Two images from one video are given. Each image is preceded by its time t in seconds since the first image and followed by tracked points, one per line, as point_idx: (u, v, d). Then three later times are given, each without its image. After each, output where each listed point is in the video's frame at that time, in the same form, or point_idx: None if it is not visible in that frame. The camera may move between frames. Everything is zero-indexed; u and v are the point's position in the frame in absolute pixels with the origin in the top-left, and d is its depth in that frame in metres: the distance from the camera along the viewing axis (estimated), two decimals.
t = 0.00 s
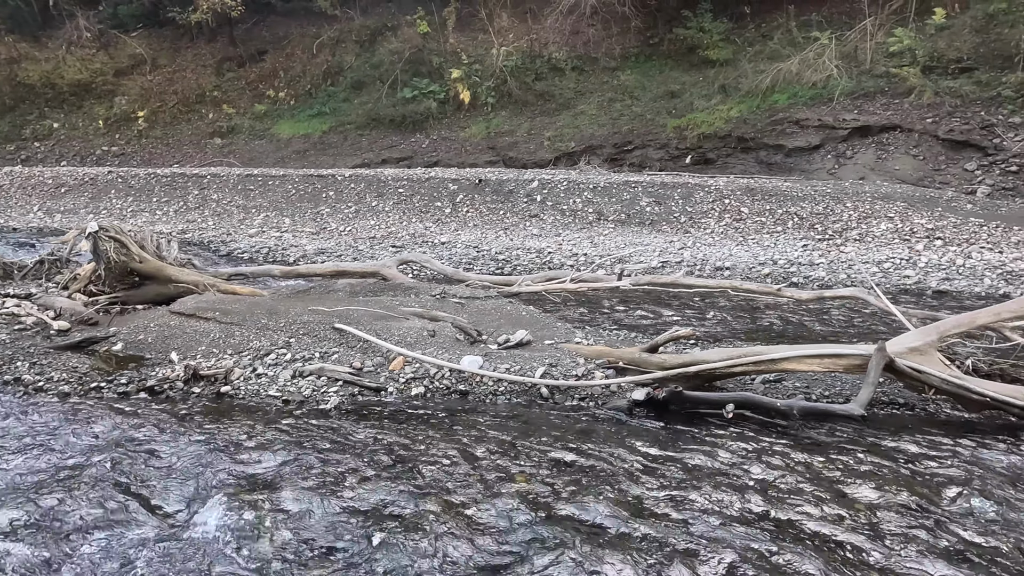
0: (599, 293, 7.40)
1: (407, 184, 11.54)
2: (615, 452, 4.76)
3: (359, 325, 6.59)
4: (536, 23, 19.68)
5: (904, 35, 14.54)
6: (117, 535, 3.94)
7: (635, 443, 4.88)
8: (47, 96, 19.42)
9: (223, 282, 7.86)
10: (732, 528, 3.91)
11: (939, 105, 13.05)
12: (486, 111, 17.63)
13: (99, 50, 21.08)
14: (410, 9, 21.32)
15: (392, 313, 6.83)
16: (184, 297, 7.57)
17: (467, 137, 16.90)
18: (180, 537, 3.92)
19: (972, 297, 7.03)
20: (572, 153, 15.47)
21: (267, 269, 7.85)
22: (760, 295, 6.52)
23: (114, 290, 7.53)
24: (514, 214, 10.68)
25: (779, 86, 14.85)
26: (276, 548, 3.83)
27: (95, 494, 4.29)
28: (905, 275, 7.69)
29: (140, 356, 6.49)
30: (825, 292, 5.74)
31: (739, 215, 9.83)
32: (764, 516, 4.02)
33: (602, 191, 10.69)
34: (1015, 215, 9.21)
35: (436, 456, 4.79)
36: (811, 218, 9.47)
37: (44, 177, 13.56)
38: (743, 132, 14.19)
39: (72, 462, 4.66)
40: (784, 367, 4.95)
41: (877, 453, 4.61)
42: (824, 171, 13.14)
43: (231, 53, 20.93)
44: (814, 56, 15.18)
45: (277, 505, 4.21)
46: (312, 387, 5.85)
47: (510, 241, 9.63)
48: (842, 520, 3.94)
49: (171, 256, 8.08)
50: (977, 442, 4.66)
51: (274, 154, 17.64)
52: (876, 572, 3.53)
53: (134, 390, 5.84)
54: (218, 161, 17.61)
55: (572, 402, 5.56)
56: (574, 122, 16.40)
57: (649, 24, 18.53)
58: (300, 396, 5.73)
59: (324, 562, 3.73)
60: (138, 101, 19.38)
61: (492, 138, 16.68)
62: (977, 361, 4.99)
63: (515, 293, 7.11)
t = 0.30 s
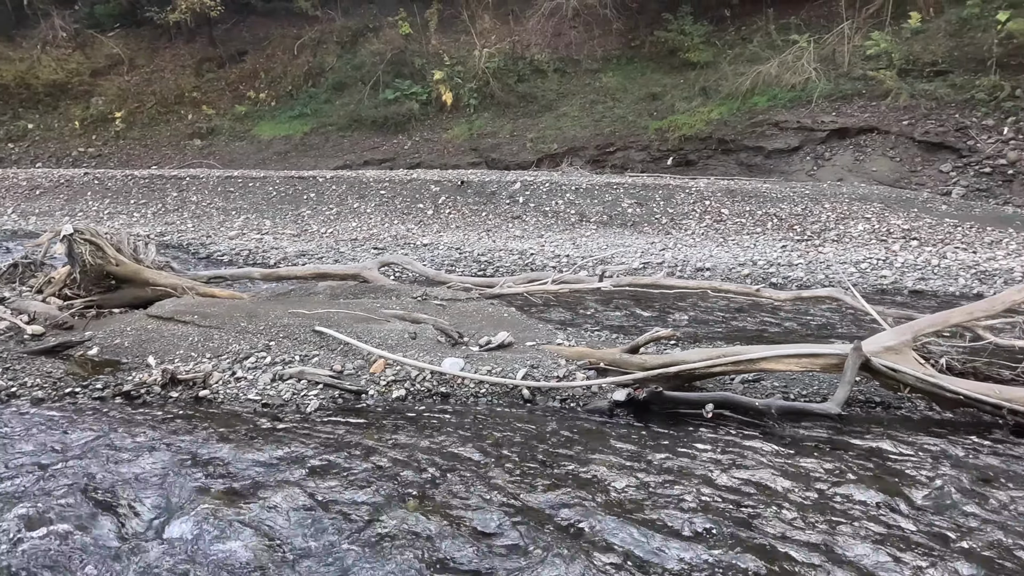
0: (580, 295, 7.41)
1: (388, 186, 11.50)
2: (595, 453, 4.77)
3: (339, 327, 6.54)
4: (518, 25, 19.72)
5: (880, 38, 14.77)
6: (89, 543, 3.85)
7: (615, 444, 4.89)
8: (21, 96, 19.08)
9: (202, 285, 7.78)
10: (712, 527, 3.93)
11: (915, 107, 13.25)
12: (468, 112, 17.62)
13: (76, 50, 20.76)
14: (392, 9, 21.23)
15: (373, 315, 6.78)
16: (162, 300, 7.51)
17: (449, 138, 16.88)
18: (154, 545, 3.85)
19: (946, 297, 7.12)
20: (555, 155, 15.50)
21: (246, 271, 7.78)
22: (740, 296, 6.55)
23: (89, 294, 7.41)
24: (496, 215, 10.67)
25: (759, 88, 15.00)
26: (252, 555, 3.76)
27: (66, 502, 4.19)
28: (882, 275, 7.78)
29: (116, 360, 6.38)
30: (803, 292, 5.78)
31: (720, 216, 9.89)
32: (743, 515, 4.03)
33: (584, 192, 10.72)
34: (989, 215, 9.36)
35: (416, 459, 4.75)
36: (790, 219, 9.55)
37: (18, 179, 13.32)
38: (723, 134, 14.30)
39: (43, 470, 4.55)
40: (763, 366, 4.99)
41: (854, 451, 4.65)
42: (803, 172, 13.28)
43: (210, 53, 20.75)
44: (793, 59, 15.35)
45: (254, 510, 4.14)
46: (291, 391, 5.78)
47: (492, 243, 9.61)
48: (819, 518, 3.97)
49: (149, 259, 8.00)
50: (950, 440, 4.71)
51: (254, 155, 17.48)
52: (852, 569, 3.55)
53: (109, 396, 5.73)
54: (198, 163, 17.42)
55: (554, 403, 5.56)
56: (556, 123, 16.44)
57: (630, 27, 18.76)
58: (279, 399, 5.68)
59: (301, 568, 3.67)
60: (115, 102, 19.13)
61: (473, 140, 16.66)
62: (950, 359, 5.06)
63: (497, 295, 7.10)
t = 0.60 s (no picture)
0: (556, 296, 7.42)
1: (364, 188, 11.43)
2: (571, 453, 4.77)
3: (314, 330, 6.47)
4: (495, 27, 19.75)
5: (851, 42, 14.99)
6: (56, 552, 3.77)
7: (590, 444, 4.89)
8: None
9: (174, 288, 7.64)
10: (685, 525, 3.94)
11: (884, 110, 13.51)
12: (445, 114, 17.61)
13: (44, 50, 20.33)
14: (368, 10, 21.14)
15: (349, 318, 6.71)
16: (132, 305, 7.33)
17: (426, 140, 16.85)
18: (123, 553, 3.76)
19: (914, 296, 7.25)
20: (532, 156, 15.55)
21: (219, 275, 7.66)
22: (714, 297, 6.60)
23: (56, 299, 7.27)
24: (473, 217, 10.66)
25: (733, 91, 15.19)
26: (224, 561, 3.70)
27: (31, 512, 4.09)
28: (853, 275, 7.89)
29: (85, 366, 6.24)
30: (775, 291, 5.84)
31: (695, 217, 9.97)
32: (716, 512, 4.05)
33: (560, 194, 10.76)
34: (955, 215, 9.56)
35: (391, 462, 4.70)
36: (763, 220, 9.67)
37: None
38: (698, 136, 14.43)
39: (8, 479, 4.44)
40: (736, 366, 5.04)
41: (825, 448, 4.70)
42: (777, 174, 13.45)
43: (183, 53, 20.49)
44: (766, 62, 15.58)
45: (225, 516, 4.07)
46: (266, 395, 5.70)
47: (469, 245, 9.59)
48: (791, 514, 4.01)
49: (119, 262, 7.84)
50: (919, 436, 4.79)
51: (228, 157, 17.28)
52: (823, 563, 3.59)
53: (78, 402, 5.60)
54: (170, 164, 17.16)
55: (530, 404, 5.56)
56: (534, 125, 16.48)
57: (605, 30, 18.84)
58: (253, 403, 5.59)
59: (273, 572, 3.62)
60: (85, 102, 18.79)
61: (450, 141, 16.62)
62: (918, 357, 5.17)
63: (473, 297, 7.07)
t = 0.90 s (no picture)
0: (521, 298, 7.42)
1: (328, 191, 11.32)
2: (535, 455, 4.77)
3: (276, 336, 6.35)
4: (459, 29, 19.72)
5: (807, 47, 15.35)
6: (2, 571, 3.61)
7: (555, 445, 4.90)
8: None
9: (131, 295, 7.44)
10: (648, 523, 3.96)
11: (840, 114, 13.90)
12: (410, 117, 17.56)
13: None
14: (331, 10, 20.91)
15: (311, 323, 6.61)
16: (86, 312, 7.13)
17: (391, 142, 16.77)
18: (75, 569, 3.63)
19: (869, 294, 7.44)
20: (497, 159, 15.60)
21: (177, 280, 7.48)
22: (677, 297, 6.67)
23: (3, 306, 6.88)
24: (438, 220, 10.62)
25: (695, 95, 15.44)
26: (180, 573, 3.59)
27: None
28: (811, 275, 8.05)
29: (36, 376, 6.02)
30: (735, 291, 5.94)
31: (658, 219, 10.09)
32: (678, 511, 4.08)
33: (526, 197, 10.79)
34: (908, 216, 9.86)
35: (353, 467, 4.63)
36: (725, 221, 9.83)
37: None
38: (661, 138, 14.63)
39: None
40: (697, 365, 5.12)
41: (784, 444, 4.79)
42: (737, 176, 13.69)
43: (139, 53, 20.01)
44: (726, 66, 15.90)
45: (183, 527, 3.95)
46: (226, 403, 5.57)
47: (435, 247, 9.54)
48: (751, 509, 4.06)
49: (71, 268, 7.60)
50: (873, 431, 4.91)
51: (187, 160, 16.92)
52: (781, 556, 3.65)
53: (27, 414, 5.38)
54: (126, 167, 16.71)
55: (496, 407, 5.54)
56: (499, 128, 16.53)
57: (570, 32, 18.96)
58: (213, 411, 5.45)
59: None
60: (36, 102, 18.18)
61: (416, 143, 16.58)
62: (872, 353, 5.32)
63: (438, 299, 7.03)
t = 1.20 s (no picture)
0: (480, 301, 7.41)
1: (285, 195, 11.16)
2: (495, 457, 4.74)
3: (230, 342, 6.20)
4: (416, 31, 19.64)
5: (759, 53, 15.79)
6: None
7: (513, 447, 4.88)
8: None
9: (76, 302, 7.16)
10: (608, 521, 3.98)
11: (791, 117, 14.31)
12: (369, 119, 17.48)
13: None
14: (287, 11, 20.59)
15: (267, 329, 6.48)
16: (28, 321, 6.81)
17: (350, 145, 16.62)
18: None
19: (820, 292, 7.64)
20: (457, 162, 15.59)
21: (126, 287, 7.24)
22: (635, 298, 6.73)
23: None
24: (397, 223, 10.54)
25: (651, 99, 15.71)
26: None
27: None
28: (764, 274, 8.22)
29: None
30: (691, 292, 6.03)
31: (617, 221, 10.20)
32: (638, 508, 4.11)
33: (486, 199, 10.80)
34: (855, 216, 10.19)
35: (309, 474, 4.55)
36: (682, 222, 10.00)
37: None
38: (619, 141, 14.84)
39: None
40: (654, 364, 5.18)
41: (739, 441, 4.86)
42: (693, 179, 13.99)
43: (85, 53, 19.40)
44: (681, 70, 16.22)
45: (132, 539, 3.82)
46: (177, 412, 5.40)
47: (395, 251, 9.46)
48: (708, 505, 4.11)
49: (11, 275, 7.28)
50: (824, 425, 5.03)
51: (136, 163, 16.46)
52: (738, 550, 3.70)
53: None
54: (72, 170, 16.16)
55: (456, 410, 5.50)
56: (458, 131, 16.53)
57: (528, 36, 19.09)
58: (164, 422, 5.28)
59: None
60: None
61: (375, 146, 16.48)
62: (822, 350, 5.46)
63: (397, 303, 6.97)
